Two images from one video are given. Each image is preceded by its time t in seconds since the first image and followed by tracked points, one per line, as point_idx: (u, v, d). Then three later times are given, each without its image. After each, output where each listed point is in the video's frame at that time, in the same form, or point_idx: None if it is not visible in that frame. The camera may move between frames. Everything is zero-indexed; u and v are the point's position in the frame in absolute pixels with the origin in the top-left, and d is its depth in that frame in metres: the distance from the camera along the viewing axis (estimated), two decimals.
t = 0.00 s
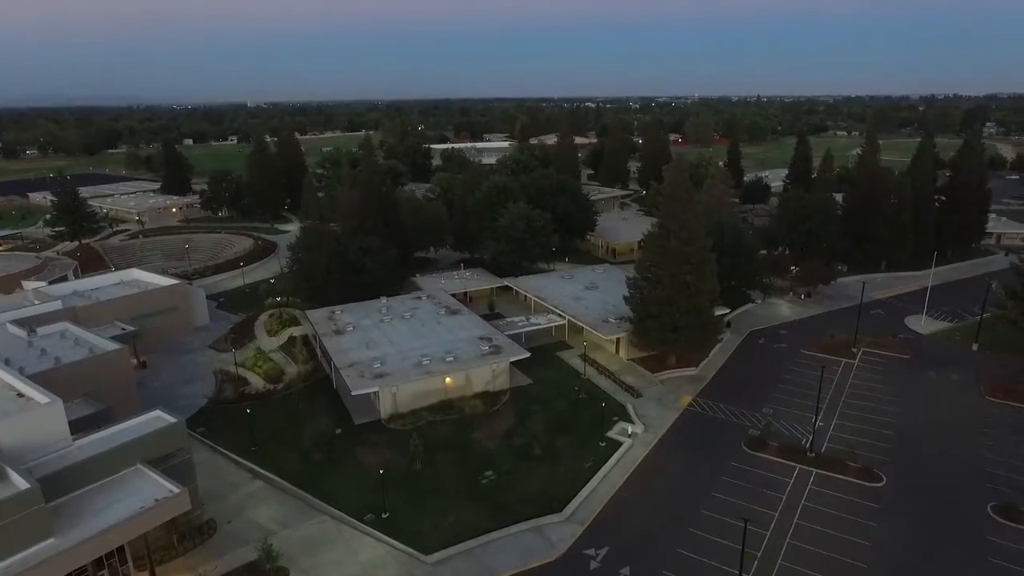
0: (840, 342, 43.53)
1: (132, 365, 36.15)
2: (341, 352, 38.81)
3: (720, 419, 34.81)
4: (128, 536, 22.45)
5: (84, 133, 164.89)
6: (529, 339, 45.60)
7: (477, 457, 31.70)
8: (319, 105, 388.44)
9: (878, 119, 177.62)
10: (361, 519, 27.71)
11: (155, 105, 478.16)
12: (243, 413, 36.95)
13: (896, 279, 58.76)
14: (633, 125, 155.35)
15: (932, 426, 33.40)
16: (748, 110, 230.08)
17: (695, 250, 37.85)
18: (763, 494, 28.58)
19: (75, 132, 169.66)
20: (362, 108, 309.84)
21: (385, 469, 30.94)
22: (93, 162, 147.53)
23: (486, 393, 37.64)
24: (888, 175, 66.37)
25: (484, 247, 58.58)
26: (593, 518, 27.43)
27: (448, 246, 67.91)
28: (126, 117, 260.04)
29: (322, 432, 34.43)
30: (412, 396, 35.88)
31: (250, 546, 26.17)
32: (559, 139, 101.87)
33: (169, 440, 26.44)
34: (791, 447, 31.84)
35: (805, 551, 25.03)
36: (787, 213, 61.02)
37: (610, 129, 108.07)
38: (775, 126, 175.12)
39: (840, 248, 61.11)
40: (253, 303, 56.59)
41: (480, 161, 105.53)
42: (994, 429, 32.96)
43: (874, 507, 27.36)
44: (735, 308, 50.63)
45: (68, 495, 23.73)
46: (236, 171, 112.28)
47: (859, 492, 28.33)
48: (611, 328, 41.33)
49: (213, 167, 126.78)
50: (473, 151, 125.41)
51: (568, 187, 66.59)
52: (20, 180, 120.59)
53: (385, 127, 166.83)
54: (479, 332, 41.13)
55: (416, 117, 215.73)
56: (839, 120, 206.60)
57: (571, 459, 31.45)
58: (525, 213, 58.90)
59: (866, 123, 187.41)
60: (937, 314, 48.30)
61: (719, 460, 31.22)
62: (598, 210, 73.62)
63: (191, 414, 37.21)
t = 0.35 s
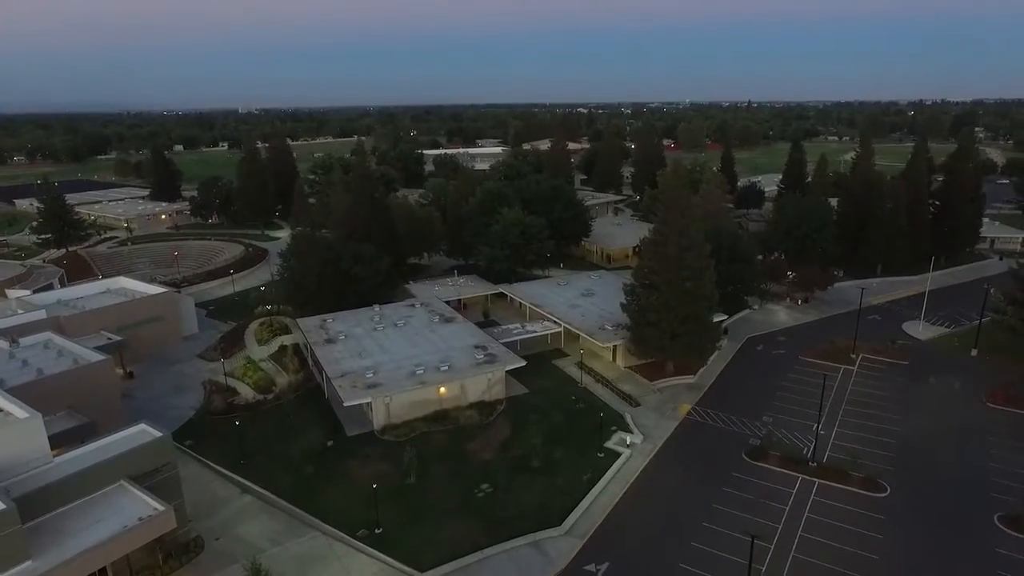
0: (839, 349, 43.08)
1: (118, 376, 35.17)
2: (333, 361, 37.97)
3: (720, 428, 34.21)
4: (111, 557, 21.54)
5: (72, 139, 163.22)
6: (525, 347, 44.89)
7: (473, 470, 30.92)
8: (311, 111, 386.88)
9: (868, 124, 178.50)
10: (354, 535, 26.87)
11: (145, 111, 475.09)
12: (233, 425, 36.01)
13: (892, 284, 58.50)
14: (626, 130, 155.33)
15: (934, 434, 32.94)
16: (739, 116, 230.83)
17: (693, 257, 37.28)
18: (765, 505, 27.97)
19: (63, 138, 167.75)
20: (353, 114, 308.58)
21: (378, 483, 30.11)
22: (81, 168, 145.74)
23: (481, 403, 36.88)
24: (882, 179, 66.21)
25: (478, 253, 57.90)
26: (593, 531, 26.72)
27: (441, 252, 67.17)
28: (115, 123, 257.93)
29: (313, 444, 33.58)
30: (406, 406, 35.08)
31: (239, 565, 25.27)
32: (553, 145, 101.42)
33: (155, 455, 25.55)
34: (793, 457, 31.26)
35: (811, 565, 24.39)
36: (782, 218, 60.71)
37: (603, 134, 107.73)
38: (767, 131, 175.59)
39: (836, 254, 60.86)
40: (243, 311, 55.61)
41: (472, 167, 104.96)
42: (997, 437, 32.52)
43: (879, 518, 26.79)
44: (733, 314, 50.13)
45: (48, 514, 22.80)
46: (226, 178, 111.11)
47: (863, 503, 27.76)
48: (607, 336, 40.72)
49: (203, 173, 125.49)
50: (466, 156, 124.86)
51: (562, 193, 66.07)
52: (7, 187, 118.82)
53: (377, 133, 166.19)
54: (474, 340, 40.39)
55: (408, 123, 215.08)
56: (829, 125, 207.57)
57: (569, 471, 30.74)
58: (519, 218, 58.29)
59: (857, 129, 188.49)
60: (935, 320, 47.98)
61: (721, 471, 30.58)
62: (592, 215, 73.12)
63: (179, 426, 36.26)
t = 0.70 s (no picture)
0: (837, 354, 42.70)
1: (101, 388, 34.18)
2: (324, 371, 37.15)
3: (719, 437, 33.64)
4: None
5: (61, 144, 161.46)
6: (520, 355, 44.21)
7: (468, 482, 30.16)
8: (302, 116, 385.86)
9: (858, 129, 179.41)
10: (346, 552, 26.03)
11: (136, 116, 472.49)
12: (221, 437, 35.08)
13: (888, 289, 58.28)
14: (618, 135, 155.28)
15: (936, 441, 32.51)
16: (731, 120, 231.59)
17: (691, 263, 36.78)
18: (767, 517, 27.35)
19: (51, 143, 165.83)
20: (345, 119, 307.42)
21: (370, 497, 29.29)
22: (69, 174, 144.01)
23: (476, 413, 36.14)
24: (877, 184, 66.10)
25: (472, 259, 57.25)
26: (592, 545, 26.02)
27: (434, 258, 66.47)
28: (105, 127, 256.04)
29: (303, 456, 32.74)
30: (399, 417, 34.31)
31: None
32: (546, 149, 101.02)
33: (140, 471, 24.67)
34: (794, 466, 30.71)
35: None
36: (777, 222, 60.43)
37: (596, 139, 107.47)
38: (758, 136, 176.17)
39: (831, 258, 60.65)
40: (233, 319, 54.62)
41: (465, 173, 104.41)
42: (999, 443, 32.12)
43: (884, 529, 26.25)
44: (729, 320, 49.67)
45: (25, 533, 21.89)
46: (216, 183, 110.01)
47: (867, 514, 27.22)
48: (603, 343, 40.12)
49: (193, 179, 124.23)
50: (459, 161, 124.25)
51: (556, 198, 65.56)
52: None
53: (368, 138, 165.53)
54: (468, 349, 39.67)
55: (400, 128, 214.29)
56: (820, 130, 208.52)
57: (567, 483, 30.04)
58: (513, 224, 57.69)
59: (847, 133, 189.54)
60: (932, 324, 47.70)
61: (721, 481, 29.96)
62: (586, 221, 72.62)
63: (164, 438, 35.29)
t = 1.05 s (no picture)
0: (834, 360, 42.29)
1: (84, 399, 33.23)
2: (314, 380, 36.33)
3: (718, 445, 33.05)
4: None
5: (47, 149, 159.60)
6: (514, 362, 43.52)
7: (462, 494, 29.42)
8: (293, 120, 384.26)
9: (847, 132, 180.24)
10: (336, 568, 25.22)
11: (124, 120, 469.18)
12: (208, 449, 34.17)
13: (883, 293, 58.05)
14: (610, 139, 155.18)
15: (937, 448, 32.07)
16: (722, 125, 232.29)
17: (686, 268, 36.28)
18: (768, 528, 26.78)
19: (38, 148, 163.91)
20: (336, 123, 306.35)
21: (361, 510, 28.47)
22: (56, 180, 142.23)
23: (470, 422, 35.42)
24: (870, 187, 65.99)
25: (464, 265, 56.56)
26: (589, 559, 25.36)
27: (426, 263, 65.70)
28: (93, 132, 253.45)
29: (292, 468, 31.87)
30: (390, 427, 33.53)
31: None
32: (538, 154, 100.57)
33: (122, 487, 23.85)
34: (794, 475, 30.19)
35: None
36: (771, 226, 60.12)
37: (589, 143, 107.15)
38: (748, 139, 176.71)
39: (825, 262, 60.41)
40: (221, 326, 53.61)
41: (457, 177, 103.78)
42: (1000, 450, 31.72)
43: (887, 540, 25.72)
44: (725, 325, 49.20)
45: None
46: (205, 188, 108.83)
47: (869, 523, 26.72)
48: (599, 349, 39.49)
49: (181, 184, 122.89)
50: (451, 166, 123.59)
51: (549, 203, 65.02)
52: None
53: (359, 142, 164.77)
54: (462, 356, 38.94)
55: (391, 132, 213.33)
56: (810, 133, 209.42)
57: (563, 494, 29.35)
58: (505, 229, 57.06)
59: (837, 137, 190.40)
60: (929, 329, 47.41)
61: (720, 491, 29.37)
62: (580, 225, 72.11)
63: (149, 450, 34.32)
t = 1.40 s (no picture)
0: (827, 364, 41.99)
1: (62, 411, 32.15)
2: (301, 389, 35.44)
3: (714, 453, 32.53)
4: None
5: (29, 153, 157.04)
6: (505, 369, 42.83)
7: (453, 507, 28.65)
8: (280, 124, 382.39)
9: (833, 135, 181.47)
10: None
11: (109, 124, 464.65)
12: (191, 461, 33.16)
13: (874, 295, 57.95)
14: (599, 143, 155.10)
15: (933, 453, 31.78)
16: (710, 128, 233.17)
17: (679, 273, 35.78)
18: (766, 538, 26.25)
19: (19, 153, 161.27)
20: (325, 127, 304.86)
21: (350, 525, 27.63)
22: (38, 184, 139.83)
23: (461, 431, 34.67)
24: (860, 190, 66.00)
25: (454, 270, 55.82)
26: (585, 572, 24.67)
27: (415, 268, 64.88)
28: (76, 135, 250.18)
29: (278, 481, 30.95)
30: (379, 438, 32.71)
31: None
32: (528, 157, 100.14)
33: (99, 505, 22.91)
34: (791, 483, 29.71)
35: None
36: (762, 229, 59.92)
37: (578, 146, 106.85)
38: (736, 143, 177.49)
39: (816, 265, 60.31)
40: (205, 334, 52.49)
41: (446, 181, 103.06)
42: (996, 455, 31.42)
43: (887, 549, 25.27)
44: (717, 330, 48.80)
45: None
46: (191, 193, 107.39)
47: (869, 532, 26.26)
48: (592, 356, 38.90)
49: (166, 189, 121.21)
50: (439, 169, 122.83)
51: (539, 206, 64.44)
52: None
53: (347, 145, 163.56)
54: (452, 364, 38.19)
55: (379, 136, 212.26)
56: (796, 136, 210.68)
57: (557, 505, 28.66)
58: (495, 233, 56.40)
59: (823, 140, 191.71)
60: (921, 332, 47.27)
61: (717, 500, 28.81)
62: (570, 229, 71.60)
63: (130, 463, 33.27)
